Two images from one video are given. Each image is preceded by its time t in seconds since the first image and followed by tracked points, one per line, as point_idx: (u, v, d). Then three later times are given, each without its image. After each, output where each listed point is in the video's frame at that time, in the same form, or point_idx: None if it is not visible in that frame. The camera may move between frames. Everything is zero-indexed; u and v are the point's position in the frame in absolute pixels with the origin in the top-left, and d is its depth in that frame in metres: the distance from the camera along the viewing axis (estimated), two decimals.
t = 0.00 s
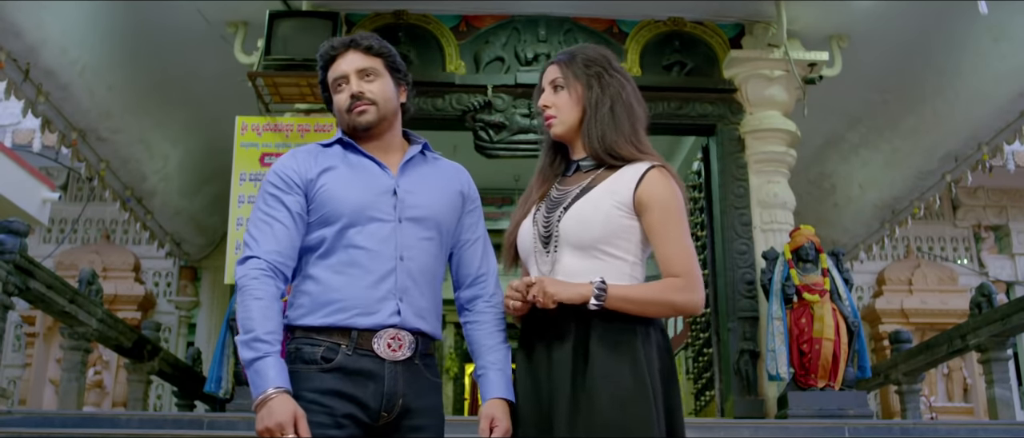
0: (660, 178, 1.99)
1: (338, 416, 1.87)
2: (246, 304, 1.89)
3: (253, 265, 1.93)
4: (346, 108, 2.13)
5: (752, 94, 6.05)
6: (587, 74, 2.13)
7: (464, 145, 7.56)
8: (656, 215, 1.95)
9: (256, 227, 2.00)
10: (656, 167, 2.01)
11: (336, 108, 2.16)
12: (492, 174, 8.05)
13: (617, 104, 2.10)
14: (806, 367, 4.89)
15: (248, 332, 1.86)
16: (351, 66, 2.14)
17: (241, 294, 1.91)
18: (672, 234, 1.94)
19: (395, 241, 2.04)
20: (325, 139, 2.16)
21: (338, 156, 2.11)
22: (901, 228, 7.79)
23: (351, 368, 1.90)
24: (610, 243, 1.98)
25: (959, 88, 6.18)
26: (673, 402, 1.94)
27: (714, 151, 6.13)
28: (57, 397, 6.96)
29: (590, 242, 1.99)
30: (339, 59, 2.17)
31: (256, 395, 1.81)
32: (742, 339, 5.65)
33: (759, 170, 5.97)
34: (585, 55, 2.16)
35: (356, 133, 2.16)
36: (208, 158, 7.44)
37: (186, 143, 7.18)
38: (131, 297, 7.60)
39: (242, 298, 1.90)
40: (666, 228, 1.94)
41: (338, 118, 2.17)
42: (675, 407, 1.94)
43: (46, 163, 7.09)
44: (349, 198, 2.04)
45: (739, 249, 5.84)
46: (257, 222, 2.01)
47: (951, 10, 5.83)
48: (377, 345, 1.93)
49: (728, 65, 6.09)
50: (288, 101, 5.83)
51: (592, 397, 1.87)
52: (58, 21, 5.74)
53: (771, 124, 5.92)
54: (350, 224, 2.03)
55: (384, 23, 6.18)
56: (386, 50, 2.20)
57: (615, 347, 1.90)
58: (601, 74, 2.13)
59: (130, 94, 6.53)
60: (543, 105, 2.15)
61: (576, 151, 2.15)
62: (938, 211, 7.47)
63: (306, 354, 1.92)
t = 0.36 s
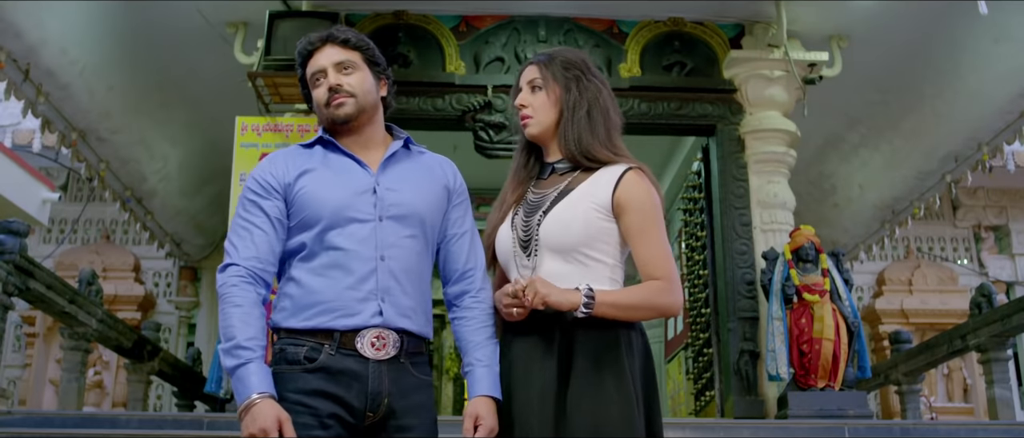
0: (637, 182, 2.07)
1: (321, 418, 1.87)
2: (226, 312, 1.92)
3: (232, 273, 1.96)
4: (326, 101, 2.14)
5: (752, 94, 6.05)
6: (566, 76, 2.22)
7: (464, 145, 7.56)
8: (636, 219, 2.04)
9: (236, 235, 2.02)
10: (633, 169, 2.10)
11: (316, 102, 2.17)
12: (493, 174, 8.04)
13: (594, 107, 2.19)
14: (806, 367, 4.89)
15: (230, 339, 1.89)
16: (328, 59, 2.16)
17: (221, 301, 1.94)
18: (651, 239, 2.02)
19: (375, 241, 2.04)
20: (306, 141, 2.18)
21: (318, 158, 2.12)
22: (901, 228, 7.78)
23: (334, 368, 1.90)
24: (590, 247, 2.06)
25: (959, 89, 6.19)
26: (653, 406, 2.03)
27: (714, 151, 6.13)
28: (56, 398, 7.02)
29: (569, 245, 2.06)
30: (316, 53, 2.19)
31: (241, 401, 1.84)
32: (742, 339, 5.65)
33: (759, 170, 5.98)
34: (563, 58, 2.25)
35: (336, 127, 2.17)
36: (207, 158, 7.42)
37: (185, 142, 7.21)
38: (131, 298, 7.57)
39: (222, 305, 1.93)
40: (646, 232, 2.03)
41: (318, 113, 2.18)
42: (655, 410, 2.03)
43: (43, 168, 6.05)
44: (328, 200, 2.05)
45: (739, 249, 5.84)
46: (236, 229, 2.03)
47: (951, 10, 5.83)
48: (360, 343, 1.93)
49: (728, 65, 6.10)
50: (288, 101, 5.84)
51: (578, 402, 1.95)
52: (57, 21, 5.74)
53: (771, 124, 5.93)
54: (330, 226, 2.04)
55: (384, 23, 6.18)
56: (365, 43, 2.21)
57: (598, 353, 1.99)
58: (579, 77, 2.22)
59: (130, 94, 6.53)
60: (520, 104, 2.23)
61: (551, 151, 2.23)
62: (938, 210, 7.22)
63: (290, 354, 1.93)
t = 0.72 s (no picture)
0: (627, 182, 2.10)
1: (307, 419, 1.88)
2: (209, 319, 1.94)
3: (214, 279, 1.98)
4: (309, 97, 2.14)
5: (752, 94, 6.05)
6: (555, 77, 2.23)
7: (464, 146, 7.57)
8: (628, 219, 2.06)
9: (220, 242, 2.05)
10: (623, 170, 2.12)
11: (299, 98, 2.17)
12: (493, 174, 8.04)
13: (583, 108, 2.21)
14: (806, 368, 4.90)
15: (215, 345, 1.91)
16: (310, 55, 2.16)
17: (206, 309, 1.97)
18: (643, 239, 2.05)
19: (357, 242, 2.03)
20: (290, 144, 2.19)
21: (302, 161, 2.13)
22: (901, 229, 7.78)
23: (321, 369, 1.90)
24: (583, 247, 2.06)
25: (959, 89, 6.18)
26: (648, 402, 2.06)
27: (714, 151, 6.12)
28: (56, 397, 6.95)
29: (562, 245, 2.06)
30: (299, 50, 2.19)
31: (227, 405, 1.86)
32: (742, 339, 5.65)
33: (759, 171, 5.98)
34: (549, 59, 2.26)
35: (320, 123, 2.18)
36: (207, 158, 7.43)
37: (185, 142, 7.23)
38: (131, 298, 7.56)
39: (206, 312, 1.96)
40: (639, 233, 2.05)
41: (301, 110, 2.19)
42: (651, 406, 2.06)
43: (43, 168, 5.96)
44: (311, 202, 2.05)
45: (739, 249, 5.84)
46: (221, 235, 2.06)
47: (951, 9, 5.83)
48: (346, 343, 1.93)
49: (728, 66, 6.10)
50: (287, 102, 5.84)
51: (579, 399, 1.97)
52: (56, 20, 5.75)
53: (771, 124, 5.93)
54: (313, 229, 2.04)
55: (384, 23, 6.17)
56: (346, 40, 2.21)
57: (597, 350, 2.01)
58: (567, 78, 2.24)
59: (130, 94, 6.53)
60: (508, 103, 2.23)
61: (539, 152, 2.23)
62: (938, 211, 7.16)
63: (277, 355, 1.94)
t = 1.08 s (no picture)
0: (621, 181, 2.10)
1: (304, 419, 1.88)
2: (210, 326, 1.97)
3: (216, 286, 2.01)
4: (305, 94, 2.14)
5: (751, 95, 6.05)
6: (547, 78, 2.23)
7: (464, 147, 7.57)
8: (625, 219, 2.06)
9: (223, 249, 2.08)
10: (617, 170, 2.13)
11: (295, 96, 2.17)
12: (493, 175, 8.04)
13: (578, 110, 2.21)
14: (806, 369, 4.89)
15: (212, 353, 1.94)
16: (309, 53, 2.17)
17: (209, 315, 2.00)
18: (639, 239, 2.06)
19: (349, 240, 2.02)
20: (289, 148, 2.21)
21: (298, 164, 2.14)
22: (901, 230, 7.78)
23: (316, 369, 1.90)
24: (578, 246, 2.06)
25: (958, 89, 6.19)
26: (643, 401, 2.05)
27: (714, 153, 6.13)
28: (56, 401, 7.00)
29: (557, 245, 2.06)
30: (298, 48, 2.20)
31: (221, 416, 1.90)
32: (742, 341, 5.65)
33: (759, 172, 5.98)
34: (541, 59, 2.25)
35: (316, 122, 2.17)
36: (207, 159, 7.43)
37: (185, 144, 7.21)
38: (131, 299, 7.55)
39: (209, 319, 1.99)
40: (636, 234, 2.06)
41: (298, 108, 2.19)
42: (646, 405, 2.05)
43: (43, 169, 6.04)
44: (304, 202, 2.05)
45: (739, 250, 5.84)
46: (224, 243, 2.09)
47: (951, 10, 5.83)
48: (342, 342, 1.92)
49: (727, 67, 6.11)
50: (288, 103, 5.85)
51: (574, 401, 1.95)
52: (57, 21, 5.75)
53: (771, 126, 5.93)
54: (307, 229, 2.04)
55: (384, 24, 6.17)
56: (346, 39, 2.22)
57: (591, 352, 1.99)
58: (561, 79, 2.23)
59: (130, 95, 6.53)
60: (503, 107, 2.22)
61: (533, 154, 2.23)
62: (937, 212, 7.08)
63: (276, 356, 1.95)
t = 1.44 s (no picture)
0: (622, 181, 2.10)
1: (312, 418, 1.87)
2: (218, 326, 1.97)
3: (227, 286, 2.01)
4: (321, 91, 2.14)
5: (751, 96, 6.05)
6: (548, 79, 2.23)
7: (464, 148, 7.58)
8: (625, 219, 2.06)
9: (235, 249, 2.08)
10: (617, 169, 2.13)
11: (310, 93, 2.17)
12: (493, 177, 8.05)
13: (578, 111, 2.21)
14: (806, 370, 4.89)
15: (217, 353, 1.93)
16: (324, 52, 2.17)
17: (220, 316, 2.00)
18: (639, 239, 2.05)
19: (358, 236, 2.00)
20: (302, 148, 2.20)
21: (309, 162, 2.14)
22: (900, 231, 7.79)
23: (322, 368, 1.89)
24: (579, 245, 2.06)
25: (958, 91, 6.18)
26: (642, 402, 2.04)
27: (714, 154, 6.13)
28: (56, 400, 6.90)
29: (558, 245, 2.06)
30: (314, 47, 2.20)
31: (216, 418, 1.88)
32: (742, 342, 5.65)
33: (759, 173, 5.97)
34: (543, 61, 2.26)
35: (331, 119, 2.17)
36: (207, 160, 7.44)
37: (185, 145, 7.21)
38: (131, 300, 7.56)
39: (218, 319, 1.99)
40: (635, 234, 2.06)
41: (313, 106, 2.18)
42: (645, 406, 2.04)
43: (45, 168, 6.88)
44: (312, 200, 2.05)
45: (739, 251, 5.84)
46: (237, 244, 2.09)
47: (951, 11, 5.83)
48: (349, 341, 1.90)
49: (727, 68, 6.10)
50: (288, 104, 5.86)
51: (572, 397, 1.94)
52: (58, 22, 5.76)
53: (771, 127, 5.93)
54: (315, 227, 2.03)
55: (384, 25, 6.17)
56: (360, 39, 2.22)
57: (591, 349, 1.98)
58: (563, 80, 2.23)
59: (130, 97, 6.54)
60: (504, 108, 2.22)
61: (534, 155, 2.23)
62: (938, 214, 7.29)
63: (286, 355, 1.94)
